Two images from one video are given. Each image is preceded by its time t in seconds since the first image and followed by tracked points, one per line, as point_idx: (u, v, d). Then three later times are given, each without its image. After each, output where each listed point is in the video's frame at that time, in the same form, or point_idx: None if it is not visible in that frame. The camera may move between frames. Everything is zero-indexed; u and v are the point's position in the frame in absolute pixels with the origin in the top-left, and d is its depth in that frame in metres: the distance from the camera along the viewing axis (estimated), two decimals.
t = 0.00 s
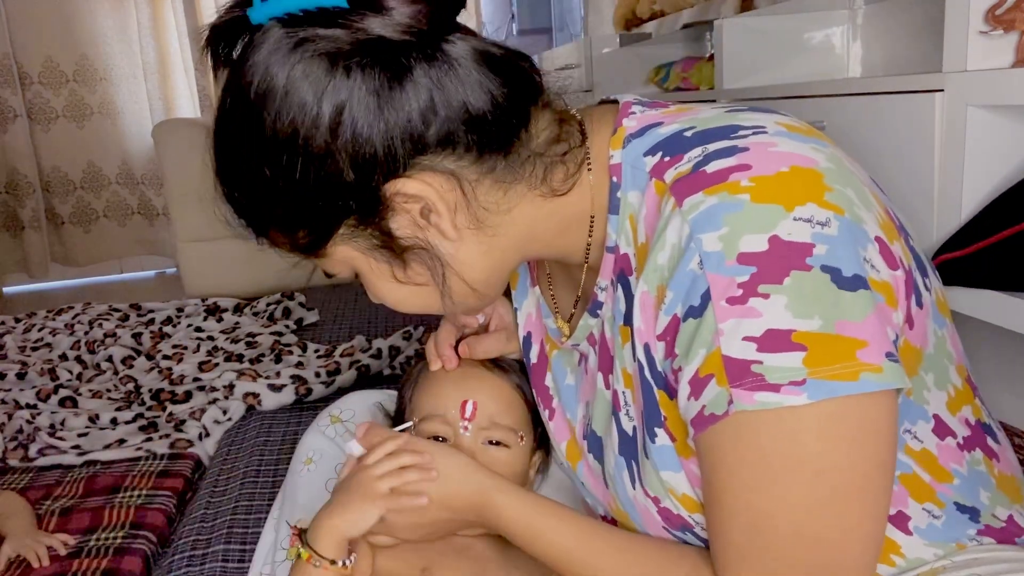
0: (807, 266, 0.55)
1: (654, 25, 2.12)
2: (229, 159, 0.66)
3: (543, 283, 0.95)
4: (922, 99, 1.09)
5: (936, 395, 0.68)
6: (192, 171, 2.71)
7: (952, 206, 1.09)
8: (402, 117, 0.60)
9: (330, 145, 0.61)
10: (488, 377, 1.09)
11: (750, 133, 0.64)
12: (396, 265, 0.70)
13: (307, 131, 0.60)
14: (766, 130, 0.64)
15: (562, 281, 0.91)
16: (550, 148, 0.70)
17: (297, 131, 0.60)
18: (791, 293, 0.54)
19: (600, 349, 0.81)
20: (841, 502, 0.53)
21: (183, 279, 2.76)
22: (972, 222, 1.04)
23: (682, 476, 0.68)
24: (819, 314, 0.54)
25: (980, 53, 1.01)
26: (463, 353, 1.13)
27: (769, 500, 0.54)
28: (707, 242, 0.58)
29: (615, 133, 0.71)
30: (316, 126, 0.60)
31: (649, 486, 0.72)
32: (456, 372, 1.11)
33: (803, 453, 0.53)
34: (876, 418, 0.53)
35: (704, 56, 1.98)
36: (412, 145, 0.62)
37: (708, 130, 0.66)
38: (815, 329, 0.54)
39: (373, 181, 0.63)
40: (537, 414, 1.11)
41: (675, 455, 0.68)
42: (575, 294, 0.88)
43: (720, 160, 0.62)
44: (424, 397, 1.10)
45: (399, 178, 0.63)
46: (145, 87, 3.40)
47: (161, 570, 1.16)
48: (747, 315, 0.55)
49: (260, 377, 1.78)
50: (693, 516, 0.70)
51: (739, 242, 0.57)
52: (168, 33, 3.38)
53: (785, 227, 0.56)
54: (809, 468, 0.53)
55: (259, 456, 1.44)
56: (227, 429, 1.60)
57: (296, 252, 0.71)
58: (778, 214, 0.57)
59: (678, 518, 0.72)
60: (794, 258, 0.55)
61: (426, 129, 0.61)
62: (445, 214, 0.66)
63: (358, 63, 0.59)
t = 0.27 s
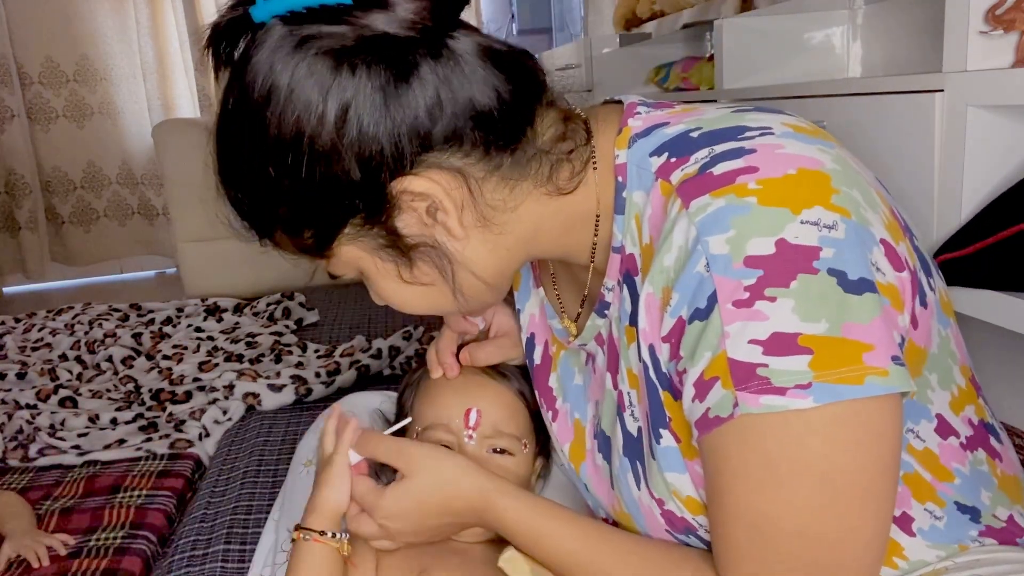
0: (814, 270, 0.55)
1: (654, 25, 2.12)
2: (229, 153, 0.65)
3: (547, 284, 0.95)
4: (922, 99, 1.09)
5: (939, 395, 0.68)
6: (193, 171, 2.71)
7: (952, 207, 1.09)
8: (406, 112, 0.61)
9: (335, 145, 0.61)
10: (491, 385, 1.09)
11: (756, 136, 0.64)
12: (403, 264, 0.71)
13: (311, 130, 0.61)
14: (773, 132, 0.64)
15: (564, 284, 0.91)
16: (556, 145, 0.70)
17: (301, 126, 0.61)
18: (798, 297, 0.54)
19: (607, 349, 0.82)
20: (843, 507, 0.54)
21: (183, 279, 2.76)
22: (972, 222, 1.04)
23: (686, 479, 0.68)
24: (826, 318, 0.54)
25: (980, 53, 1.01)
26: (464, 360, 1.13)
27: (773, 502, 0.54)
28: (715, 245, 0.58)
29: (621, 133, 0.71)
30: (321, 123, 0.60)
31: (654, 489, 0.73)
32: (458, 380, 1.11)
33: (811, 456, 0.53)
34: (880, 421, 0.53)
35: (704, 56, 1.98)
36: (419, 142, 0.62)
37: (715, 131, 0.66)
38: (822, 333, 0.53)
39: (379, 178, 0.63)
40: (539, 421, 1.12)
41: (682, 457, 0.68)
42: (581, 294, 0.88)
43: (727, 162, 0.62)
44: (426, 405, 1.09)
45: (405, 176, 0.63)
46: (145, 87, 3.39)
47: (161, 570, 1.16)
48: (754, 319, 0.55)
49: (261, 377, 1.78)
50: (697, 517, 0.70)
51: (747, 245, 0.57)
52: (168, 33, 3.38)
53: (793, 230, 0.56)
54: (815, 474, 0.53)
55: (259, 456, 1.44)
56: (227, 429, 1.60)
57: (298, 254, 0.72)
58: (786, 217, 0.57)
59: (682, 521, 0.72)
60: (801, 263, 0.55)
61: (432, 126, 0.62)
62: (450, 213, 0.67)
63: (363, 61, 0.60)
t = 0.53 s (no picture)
0: (889, 150, 0.43)
1: (654, 25, 2.13)
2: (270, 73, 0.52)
3: (546, 257, 0.80)
4: (923, 99, 1.09)
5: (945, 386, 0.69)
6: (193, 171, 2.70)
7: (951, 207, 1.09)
8: (486, 23, 0.50)
9: (394, 58, 0.48)
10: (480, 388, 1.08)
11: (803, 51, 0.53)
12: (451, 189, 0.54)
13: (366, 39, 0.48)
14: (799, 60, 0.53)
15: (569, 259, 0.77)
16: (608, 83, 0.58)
17: (356, 30, 0.48)
18: (888, 179, 0.41)
19: (618, 310, 0.67)
20: (980, 473, 0.39)
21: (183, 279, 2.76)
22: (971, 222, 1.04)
23: (735, 426, 0.57)
24: (921, 198, 0.41)
25: (981, 53, 1.01)
26: (451, 365, 1.11)
27: (893, 464, 0.39)
28: (785, 145, 0.45)
29: (652, 83, 0.59)
30: (382, 20, 0.48)
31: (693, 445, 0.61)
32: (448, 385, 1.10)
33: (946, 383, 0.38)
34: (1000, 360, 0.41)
35: (703, 57, 1.98)
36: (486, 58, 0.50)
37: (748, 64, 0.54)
38: (922, 213, 0.41)
39: (436, 83, 0.49)
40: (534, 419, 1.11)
41: (726, 405, 0.57)
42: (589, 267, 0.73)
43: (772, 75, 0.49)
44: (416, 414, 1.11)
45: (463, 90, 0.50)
46: (145, 87, 3.40)
47: (161, 571, 1.16)
48: (852, 209, 0.41)
49: (260, 377, 1.78)
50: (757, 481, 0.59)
51: (823, 134, 0.43)
52: (168, 33, 3.39)
53: (864, 115, 0.44)
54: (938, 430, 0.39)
55: (259, 455, 1.44)
56: (227, 429, 1.60)
57: (337, 180, 0.55)
58: (853, 103, 0.45)
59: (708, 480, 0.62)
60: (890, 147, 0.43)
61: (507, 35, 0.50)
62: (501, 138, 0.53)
63: None
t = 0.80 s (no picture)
0: (954, 169, 0.48)
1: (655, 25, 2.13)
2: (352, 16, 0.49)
3: (596, 245, 0.79)
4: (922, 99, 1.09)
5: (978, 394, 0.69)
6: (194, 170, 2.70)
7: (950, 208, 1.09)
8: None
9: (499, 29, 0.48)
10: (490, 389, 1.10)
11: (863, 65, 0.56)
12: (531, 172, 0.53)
13: None
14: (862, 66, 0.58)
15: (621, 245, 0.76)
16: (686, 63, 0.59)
17: None
18: (949, 195, 0.47)
19: (669, 300, 0.69)
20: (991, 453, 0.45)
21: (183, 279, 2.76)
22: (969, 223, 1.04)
23: (777, 417, 0.59)
24: (974, 218, 0.47)
25: (981, 53, 1.01)
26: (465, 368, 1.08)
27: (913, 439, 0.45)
28: (859, 147, 0.49)
29: (715, 69, 0.61)
30: None
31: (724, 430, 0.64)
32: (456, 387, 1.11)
33: (974, 372, 0.44)
34: None
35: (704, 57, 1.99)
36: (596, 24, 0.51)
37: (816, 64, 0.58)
38: (972, 230, 0.46)
39: (546, 59, 0.50)
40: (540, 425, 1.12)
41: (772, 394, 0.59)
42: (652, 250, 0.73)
43: (844, 79, 0.53)
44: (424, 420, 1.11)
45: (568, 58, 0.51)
46: (145, 87, 3.40)
47: (161, 571, 1.16)
48: (912, 217, 0.46)
49: (261, 377, 1.78)
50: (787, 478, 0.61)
51: (895, 141, 0.48)
52: (169, 33, 3.39)
53: (931, 130, 0.49)
54: (965, 414, 0.44)
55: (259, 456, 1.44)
56: (228, 430, 1.60)
57: (410, 144, 0.53)
58: (922, 119, 0.49)
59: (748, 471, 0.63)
60: (944, 164, 0.48)
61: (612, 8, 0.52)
62: (601, 112, 0.53)
63: None
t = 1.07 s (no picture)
0: (950, 240, 0.50)
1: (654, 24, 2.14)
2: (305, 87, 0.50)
3: (589, 275, 0.83)
4: (922, 99, 1.09)
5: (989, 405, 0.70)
6: (194, 170, 2.70)
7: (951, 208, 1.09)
8: (563, 72, 0.52)
9: (462, 100, 0.49)
10: (491, 382, 1.13)
11: (858, 109, 0.58)
12: (503, 243, 0.56)
13: (451, 84, 0.49)
14: (871, 108, 0.58)
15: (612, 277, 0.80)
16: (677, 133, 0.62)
17: (434, 76, 0.48)
18: (941, 268, 0.49)
19: (659, 334, 0.73)
20: (965, 496, 0.49)
21: (183, 279, 2.76)
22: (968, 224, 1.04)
23: (755, 470, 0.63)
24: (967, 291, 0.49)
25: (981, 53, 1.01)
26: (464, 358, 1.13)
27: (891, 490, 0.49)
28: (844, 217, 0.51)
29: (704, 105, 0.64)
30: (461, 68, 0.49)
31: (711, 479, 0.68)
32: (460, 379, 1.14)
33: (942, 442, 0.48)
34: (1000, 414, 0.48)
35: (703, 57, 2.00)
36: (558, 108, 0.52)
37: (811, 105, 0.59)
38: (965, 305, 0.48)
39: (512, 142, 0.52)
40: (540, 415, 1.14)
41: (751, 450, 0.63)
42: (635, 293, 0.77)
43: (837, 133, 0.55)
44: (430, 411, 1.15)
45: (527, 142, 0.52)
46: (145, 87, 3.40)
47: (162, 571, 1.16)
48: (899, 292, 0.48)
49: (260, 377, 1.78)
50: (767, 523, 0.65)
51: (883, 214, 0.50)
52: (169, 33, 3.39)
53: (926, 198, 0.51)
54: (937, 465, 0.48)
55: (259, 455, 1.44)
56: (228, 429, 1.60)
57: (373, 217, 0.55)
58: (915, 185, 0.51)
59: (730, 518, 0.67)
60: (938, 234, 0.50)
61: (582, 80, 0.53)
62: (568, 194, 0.56)
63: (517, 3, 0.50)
